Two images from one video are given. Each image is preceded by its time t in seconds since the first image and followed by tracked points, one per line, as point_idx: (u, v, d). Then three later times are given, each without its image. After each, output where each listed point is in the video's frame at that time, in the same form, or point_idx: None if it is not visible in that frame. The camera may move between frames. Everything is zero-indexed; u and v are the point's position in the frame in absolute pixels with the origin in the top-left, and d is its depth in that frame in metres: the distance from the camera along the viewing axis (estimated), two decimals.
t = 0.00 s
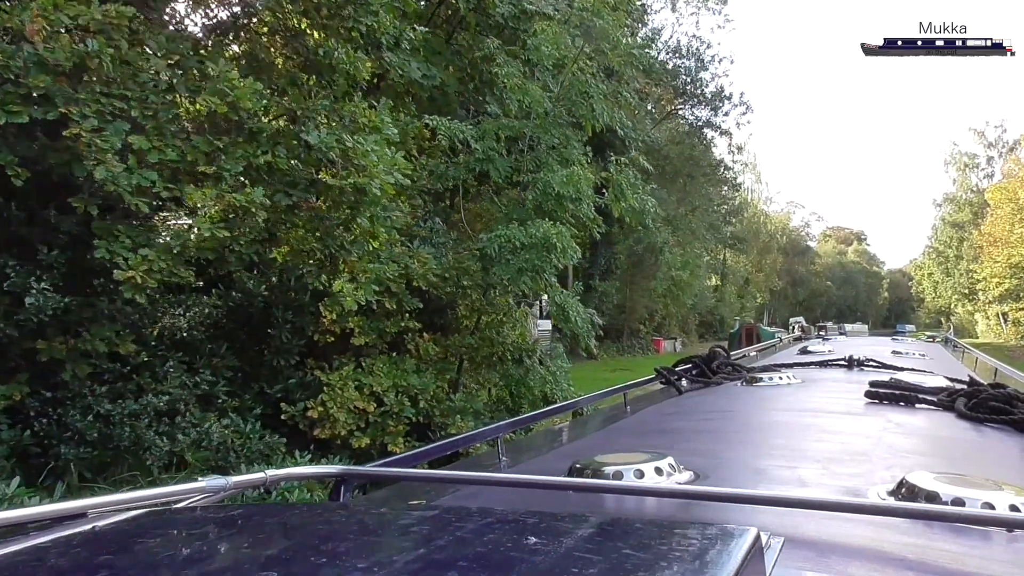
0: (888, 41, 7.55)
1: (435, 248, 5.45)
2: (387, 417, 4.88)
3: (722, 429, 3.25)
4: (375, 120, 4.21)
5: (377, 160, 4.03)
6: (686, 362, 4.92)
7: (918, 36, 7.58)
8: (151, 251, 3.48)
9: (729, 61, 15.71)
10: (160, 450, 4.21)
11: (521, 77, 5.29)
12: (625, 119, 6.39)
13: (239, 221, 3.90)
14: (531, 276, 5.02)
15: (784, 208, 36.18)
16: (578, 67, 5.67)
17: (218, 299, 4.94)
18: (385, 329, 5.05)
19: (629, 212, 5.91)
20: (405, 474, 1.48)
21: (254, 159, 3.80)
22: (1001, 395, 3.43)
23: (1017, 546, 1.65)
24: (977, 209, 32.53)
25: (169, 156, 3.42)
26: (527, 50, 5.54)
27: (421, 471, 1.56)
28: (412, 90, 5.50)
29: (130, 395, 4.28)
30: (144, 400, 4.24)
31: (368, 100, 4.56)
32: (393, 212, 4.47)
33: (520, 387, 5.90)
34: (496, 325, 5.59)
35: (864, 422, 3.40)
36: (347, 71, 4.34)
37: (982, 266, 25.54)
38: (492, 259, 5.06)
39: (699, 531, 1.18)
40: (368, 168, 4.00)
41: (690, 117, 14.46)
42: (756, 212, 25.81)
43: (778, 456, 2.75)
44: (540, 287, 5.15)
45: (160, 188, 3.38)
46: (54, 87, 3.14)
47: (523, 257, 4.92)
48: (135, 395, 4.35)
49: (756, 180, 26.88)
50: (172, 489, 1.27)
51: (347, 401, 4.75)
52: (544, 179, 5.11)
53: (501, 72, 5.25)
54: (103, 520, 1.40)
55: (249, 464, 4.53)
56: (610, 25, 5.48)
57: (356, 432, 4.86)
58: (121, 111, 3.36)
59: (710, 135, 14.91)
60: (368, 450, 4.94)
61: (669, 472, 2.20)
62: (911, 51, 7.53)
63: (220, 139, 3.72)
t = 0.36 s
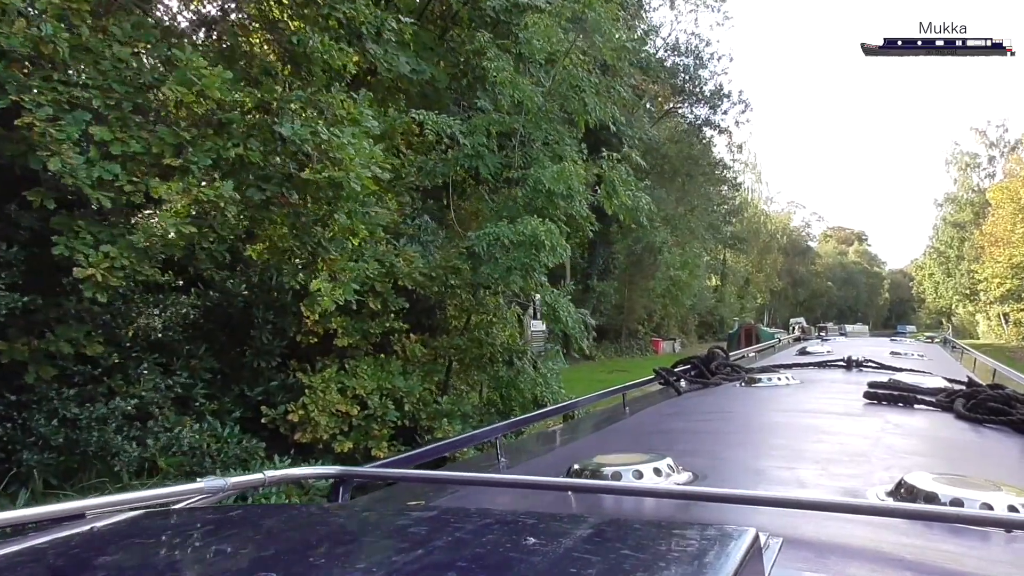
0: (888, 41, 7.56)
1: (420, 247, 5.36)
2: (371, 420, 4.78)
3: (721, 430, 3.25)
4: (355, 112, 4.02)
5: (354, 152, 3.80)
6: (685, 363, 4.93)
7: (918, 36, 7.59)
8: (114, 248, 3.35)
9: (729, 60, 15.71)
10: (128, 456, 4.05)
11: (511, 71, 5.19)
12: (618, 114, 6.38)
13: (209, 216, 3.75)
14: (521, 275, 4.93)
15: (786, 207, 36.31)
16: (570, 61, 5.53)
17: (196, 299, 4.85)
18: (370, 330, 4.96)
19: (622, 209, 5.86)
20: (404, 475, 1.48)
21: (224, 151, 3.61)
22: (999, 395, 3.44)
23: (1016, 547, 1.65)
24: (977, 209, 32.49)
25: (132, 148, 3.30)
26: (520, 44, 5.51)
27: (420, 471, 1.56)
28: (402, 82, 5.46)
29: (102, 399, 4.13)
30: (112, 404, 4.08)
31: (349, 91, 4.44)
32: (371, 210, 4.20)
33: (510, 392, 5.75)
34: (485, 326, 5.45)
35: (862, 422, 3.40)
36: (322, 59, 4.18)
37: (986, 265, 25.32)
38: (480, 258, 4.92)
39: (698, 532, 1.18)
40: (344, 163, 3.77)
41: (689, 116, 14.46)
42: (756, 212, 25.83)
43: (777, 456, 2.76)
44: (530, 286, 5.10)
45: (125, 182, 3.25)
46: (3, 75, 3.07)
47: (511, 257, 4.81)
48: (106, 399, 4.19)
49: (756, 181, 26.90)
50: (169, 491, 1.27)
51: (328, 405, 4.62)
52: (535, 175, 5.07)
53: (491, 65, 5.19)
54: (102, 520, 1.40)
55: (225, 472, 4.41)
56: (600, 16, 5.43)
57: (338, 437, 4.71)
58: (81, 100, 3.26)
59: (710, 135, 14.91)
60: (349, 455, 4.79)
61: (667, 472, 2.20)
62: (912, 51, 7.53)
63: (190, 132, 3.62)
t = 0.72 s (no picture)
0: (888, 42, 7.57)
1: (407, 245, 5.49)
2: (360, 424, 4.71)
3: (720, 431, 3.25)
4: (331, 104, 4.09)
5: (329, 146, 3.81)
6: (684, 363, 4.93)
7: (918, 35, 7.60)
8: (72, 245, 3.31)
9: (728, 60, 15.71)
10: (94, 463, 3.95)
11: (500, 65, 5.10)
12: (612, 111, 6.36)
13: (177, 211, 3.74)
14: (509, 274, 4.88)
15: (786, 208, 36.36)
16: (561, 54, 5.46)
17: (173, 299, 4.78)
18: (354, 331, 4.82)
19: (614, 206, 5.83)
20: (403, 476, 1.48)
21: (190, 143, 3.59)
22: (998, 396, 3.44)
23: (1014, 547, 1.65)
24: (978, 209, 32.47)
25: (91, 140, 3.22)
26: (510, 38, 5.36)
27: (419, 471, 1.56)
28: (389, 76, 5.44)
29: (70, 402, 4.07)
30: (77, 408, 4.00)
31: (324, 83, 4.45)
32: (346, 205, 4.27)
33: (503, 394, 5.72)
34: (474, 328, 5.37)
35: (862, 423, 3.41)
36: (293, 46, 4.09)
37: (988, 265, 25.30)
38: (467, 257, 4.87)
39: (698, 533, 1.18)
40: (319, 157, 3.79)
41: (688, 115, 14.48)
42: (756, 213, 25.87)
43: (776, 457, 2.76)
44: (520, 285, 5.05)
45: (83, 175, 3.25)
46: None
47: (499, 256, 4.74)
48: (75, 402, 4.12)
49: (756, 181, 26.94)
50: (170, 491, 1.27)
51: (309, 409, 4.54)
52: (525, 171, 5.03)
53: (480, 60, 5.10)
54: (102, 522, 1.40)
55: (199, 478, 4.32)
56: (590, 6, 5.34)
57: (321, 441, 4.64)
58: (33, 89, 3.18)
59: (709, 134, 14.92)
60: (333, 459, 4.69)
61: (667, 473, 2.20)
62: (912, 51, 7.54)
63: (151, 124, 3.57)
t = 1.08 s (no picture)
0: (888, 41, 7.57)
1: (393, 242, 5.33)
2: (338, 427, 4.52)
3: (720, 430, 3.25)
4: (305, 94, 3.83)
5: (302, 138, 3.55)
6: (683, 363, 4.92)
7: (918, 35, 7.60)
8: (24, 241, 3.09)
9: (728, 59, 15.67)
10: (57, 469, 3.70)
11: (489, 56, 5.05)
12: (603, 106, 6.37)
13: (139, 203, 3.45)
14: (495, 272, 4.88)
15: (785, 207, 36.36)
16: (552, 47, 5.40)
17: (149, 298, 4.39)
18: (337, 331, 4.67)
19: (606, 201, 5.79)
20: (402, 476, 1.48)
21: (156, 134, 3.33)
22: (997, 395, 3.44)
23: (1013, 545, 1.66)
24: (978, 208, 32.42)
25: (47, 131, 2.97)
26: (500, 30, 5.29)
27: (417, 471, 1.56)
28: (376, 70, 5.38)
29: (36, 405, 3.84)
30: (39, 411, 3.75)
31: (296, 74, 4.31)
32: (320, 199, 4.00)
33: (493, 395, 5.69)
34: (462, 327, 5.30)
35: (861, 422, 3.41)
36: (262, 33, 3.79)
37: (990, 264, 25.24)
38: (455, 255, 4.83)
39: (696, 532, 1.18)
40: (291, 148, 3.52)
41: (687, 113, 14.48)
42: (756, 212, 25.88)
43: (776, 456, 2.76)
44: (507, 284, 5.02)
45: (38, 168, 3.00)
46: None
47: (488, 253, 4.69)
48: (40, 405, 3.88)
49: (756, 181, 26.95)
50: (169, 491, 1.27)
51: (289, 411, 4.33)
52: (514, 167, 5.00)
53: (469, 52, 5.05)
54: (101, 521, 1.40)
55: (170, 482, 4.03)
56: None
57: (301, 445, 4.43)
58: None
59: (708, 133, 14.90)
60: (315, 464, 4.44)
61: (666, 473, 2.21)
62: (912, 51, 7.54)
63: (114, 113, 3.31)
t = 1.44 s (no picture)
0: (888, 42, 7.58)
1: (378, 239, 5.16)
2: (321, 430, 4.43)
3: (719, 430, 3.26)
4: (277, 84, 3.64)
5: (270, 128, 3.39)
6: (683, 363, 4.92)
7: (918, 36, 7.61)
8: None
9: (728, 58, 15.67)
10: (19, 475, 3.58)
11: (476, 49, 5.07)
12: (594, 101, 6.38)
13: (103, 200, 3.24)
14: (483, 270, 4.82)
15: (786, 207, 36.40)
16: (542, 41, 5.38)
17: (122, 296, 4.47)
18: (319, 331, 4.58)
19: (598, 197, 5.78)
20: (401, 476, 1.48)
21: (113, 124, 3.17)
22: (996, 395, 3.44)
23: (1013, 546, 1.66)
24: (979, 208, 32.40)
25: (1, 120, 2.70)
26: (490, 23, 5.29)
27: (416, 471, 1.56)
28: (364, 63, 5.34)
29: None
30: None
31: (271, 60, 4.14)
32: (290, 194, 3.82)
33: (481, 398, 5.62)
34: (449, 327, 5.33)
35: (860, 422, 3.41)
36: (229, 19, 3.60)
37: (991, 263, 25.20)
38: (442, 253, 4.75)
39: (695, 532, 1.18)
40: (258, 140, 3.38)
41: (685, 111, 14.49)
42: (756, 212, 25.90)
43: (776, 456, 2.76)
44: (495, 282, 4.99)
45: None
46: None
47: (474, 251, 4.61)
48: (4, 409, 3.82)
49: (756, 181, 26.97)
50: (168, 491, 1.27)
51: (268, 415, 4.23)
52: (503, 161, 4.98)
53: (457, 45, 5.06)
54: (99, 521, 1.40)
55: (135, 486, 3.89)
56: None
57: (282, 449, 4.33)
58: None
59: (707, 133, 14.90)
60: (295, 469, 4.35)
61: (665, 472, 2.21)
62: (912, 51, 7.54)
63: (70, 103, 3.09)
